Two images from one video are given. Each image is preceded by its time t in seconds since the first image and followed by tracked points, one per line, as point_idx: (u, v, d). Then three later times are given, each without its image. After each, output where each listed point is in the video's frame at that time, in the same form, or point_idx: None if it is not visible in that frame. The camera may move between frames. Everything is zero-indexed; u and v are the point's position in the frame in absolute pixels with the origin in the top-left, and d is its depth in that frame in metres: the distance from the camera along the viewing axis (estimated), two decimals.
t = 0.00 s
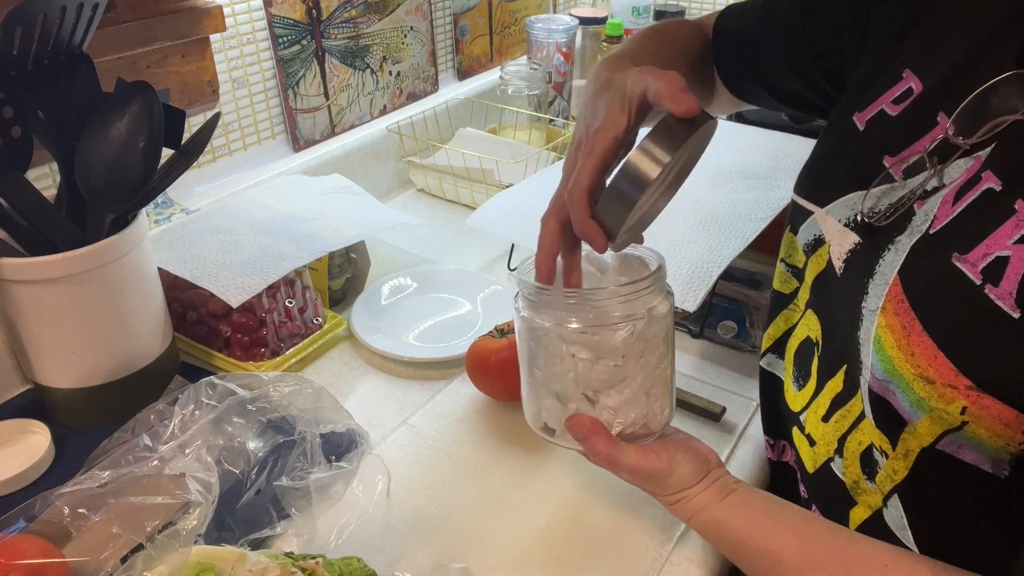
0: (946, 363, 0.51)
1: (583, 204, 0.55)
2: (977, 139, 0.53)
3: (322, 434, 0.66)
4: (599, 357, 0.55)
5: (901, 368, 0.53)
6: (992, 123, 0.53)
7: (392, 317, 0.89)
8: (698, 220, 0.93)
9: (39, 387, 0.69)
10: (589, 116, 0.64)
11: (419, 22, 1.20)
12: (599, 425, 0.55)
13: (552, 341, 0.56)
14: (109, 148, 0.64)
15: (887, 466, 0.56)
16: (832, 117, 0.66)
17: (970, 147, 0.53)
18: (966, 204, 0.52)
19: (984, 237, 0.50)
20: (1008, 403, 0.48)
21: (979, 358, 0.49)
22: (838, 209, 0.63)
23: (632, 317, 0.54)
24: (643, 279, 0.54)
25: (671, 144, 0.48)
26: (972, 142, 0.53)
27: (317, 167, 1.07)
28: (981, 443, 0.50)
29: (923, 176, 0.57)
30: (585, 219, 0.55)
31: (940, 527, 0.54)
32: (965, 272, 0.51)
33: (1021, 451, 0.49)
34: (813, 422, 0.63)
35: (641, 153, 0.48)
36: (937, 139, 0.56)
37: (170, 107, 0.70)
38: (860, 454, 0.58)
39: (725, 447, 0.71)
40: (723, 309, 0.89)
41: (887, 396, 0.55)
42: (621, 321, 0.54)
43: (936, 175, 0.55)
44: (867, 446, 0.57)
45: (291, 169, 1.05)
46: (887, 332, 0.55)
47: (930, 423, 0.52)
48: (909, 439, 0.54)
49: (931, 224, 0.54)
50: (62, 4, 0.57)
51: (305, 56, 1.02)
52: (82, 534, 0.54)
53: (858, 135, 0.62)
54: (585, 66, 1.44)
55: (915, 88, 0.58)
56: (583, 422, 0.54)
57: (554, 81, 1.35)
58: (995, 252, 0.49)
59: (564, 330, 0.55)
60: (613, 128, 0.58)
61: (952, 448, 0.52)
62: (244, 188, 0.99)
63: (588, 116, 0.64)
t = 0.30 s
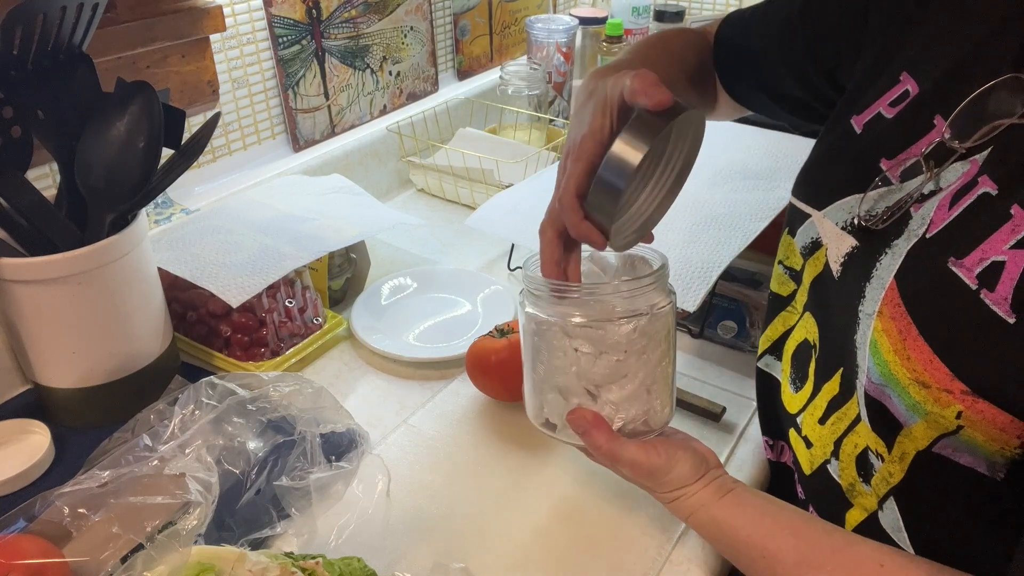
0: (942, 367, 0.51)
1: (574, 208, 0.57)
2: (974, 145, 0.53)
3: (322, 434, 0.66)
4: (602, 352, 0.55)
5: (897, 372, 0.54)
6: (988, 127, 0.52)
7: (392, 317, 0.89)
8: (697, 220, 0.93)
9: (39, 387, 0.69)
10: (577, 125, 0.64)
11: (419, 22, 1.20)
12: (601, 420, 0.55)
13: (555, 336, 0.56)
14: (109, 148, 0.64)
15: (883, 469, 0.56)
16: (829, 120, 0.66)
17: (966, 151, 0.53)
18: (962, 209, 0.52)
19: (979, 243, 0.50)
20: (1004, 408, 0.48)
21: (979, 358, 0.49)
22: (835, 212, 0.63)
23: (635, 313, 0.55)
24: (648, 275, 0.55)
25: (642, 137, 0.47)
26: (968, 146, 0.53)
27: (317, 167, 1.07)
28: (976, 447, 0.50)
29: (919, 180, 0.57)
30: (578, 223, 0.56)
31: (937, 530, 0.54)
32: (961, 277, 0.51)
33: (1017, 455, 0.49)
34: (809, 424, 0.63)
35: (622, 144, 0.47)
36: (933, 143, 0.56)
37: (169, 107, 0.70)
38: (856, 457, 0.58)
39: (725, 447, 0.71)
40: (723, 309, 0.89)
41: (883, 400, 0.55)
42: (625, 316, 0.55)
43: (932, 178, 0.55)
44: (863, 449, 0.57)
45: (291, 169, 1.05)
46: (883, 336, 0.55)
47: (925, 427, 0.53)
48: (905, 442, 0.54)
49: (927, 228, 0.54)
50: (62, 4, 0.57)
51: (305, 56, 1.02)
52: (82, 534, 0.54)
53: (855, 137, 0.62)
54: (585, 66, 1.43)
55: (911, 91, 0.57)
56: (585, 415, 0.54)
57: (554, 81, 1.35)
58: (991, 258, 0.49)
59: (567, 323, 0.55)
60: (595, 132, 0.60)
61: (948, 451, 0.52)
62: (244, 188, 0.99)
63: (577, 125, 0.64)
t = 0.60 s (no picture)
0: (939, 368, 0.51)
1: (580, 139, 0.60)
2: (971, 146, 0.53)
3: (322, 434, 0.66)
4: (594, 370, 0.55)
5: (894, 373, 0.54)
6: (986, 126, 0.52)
7: (392, 317, 0.89)
8: (698, 220, 0.93)
9: (39, 387, 0.69)
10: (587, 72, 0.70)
11: (419, 22, 1.20)
12: (596, 437, 0.55)
13: (546, 350, 0.57)
14: (108, 148, 0.64)
15: (881, 469, 0.56)
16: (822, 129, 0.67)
17: (964, 151, 0.53)
18: (960, 209, 0.52)
19: (977, 242, 0.50)
20: (1000, 408, 0.48)
21: (977, 357, 0.49)
22: (834, 213, 0.63)
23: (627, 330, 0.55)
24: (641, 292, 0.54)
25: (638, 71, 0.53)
26: (966, 146, 0.53)
27: (317, 167, 1.07)
28: (973, 448, 0.50)
29: (917, 180, 0.57)
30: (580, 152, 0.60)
31: (935, 529, 0.54)
32: (958, 277, 0.51)
33: (1013, 456, 0.49)
34: (807, 426, 0.63)
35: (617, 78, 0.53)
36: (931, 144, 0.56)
37: (169, 107, 0.70)
38: (854, 458, 0.58)
39: (725, 447, 0.71)
40: (723, 309, 0.89)
41: (880, 400, 0.55)
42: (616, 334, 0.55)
43: (929, 179, 0.55)
44: (861, 450, 0.57)
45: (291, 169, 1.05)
46: (881, 337, 0.55)
47: (922, 427, 0.53)
48: (903, 443, 0.54)
49: (925, 229, 0.54)
50: (62, 4, 0.57)
51: (305, 56, 1.02)
52: (82, 534, 0.54)
53: (854, 140, 0.62)
54: (585, 66, 1.43)
55: (909, 92, 0.58)
56: (579, 433, 0.55)
57: (554, 81, 1.35)
58: (988, 257, 0.49)
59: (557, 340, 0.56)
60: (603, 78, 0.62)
61: (946, 452, 0.52)
62: (244, 188, 0.99)
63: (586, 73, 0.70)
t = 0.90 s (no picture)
0: (935, 364, 0.51)
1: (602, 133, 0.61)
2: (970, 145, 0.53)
3: (322, 433, 0.66)
4: (600, 356, 0.56)
5: (891, 368, 0.54)
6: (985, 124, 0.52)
7: (392, 317, 0.89)
8: (698, 220, 0.93)
9: (39, 388, 0.69)
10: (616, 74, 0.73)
11: (419, 22, 1.20)
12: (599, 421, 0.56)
13: (553, 334, 0.57)
14: (108, 148, 0.64)
15: (879, 466, 0.56)
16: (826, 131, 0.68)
17: (963, 150, 0.53)
18: (956, 206, 0.52)
19: (973, 238, 0.50)
20: (995, 403, 0.48)
21: (977, 357, 0.49)
22: (835, 211, 0.63)
23: (636, 317, 0.56)
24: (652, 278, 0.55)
25: (660, 65, 0.55)
26: (964, 144, 0.53)
27: (317, 167, 1.07)
28: (970, 444, 0.50)
29: (916, 180, 0.57)
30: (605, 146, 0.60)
31: (934, 529, 0.53)
32: (953, 274, 0.51)
33: (1010, 453, 0.49)
34: (807, 423, 0.63)
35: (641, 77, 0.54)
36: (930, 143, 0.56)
37: (169, 107, 0.70)
38: (853, 455, 0.58)
39: (725, 447, 0.71)
40: (723, 309, 0.89)
41: (878, 396, 0.55)
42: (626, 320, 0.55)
43: (929, 178, 0.55)
44: (860, 447, 0.57)
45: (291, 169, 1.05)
46: (878, 333, 0.55)
47: (919, 423, 0.52)
48: (900, 439, 0.54)
49: (923, 226, 0.54)
50: (62, 4, 0.57)
51: (305, 56, 1.02)
52: (82, 534, 0.54)
53: (855, 139, 0.62)
54: (585, 67, 1.42)
55: (912, 92, 0.58)
56: (581, 418, 0.56)
57: (554, 81, 1.35)
58: (984, 254, 0.49)
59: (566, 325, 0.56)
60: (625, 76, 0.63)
61: (943, 448, 0.52)
62: (244, 188, 0.99)
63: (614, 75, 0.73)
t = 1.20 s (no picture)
0: (948, 372, 0.51)
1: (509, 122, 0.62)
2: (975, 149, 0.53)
3: (322, 433, 0.66)
4: (625, 381, 0.55)
5: (903, 375, 0.54)
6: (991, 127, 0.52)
7: (392, 317, 0.89)
8: (698, 220, 0.93)
9: (40, 388, 0.69)
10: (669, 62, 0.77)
11: (419, 22, 1.20)
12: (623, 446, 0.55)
13: (576, 358, 0.57)
14: (108, 148, 0.64)
15: (890, 472, 0.56)
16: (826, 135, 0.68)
17: (970, 153, 0.53)
18: (968, 212, 0.51)
19: (986, 247, 0.50)
20: (1010, 412, 0.48)
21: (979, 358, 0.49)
22: (839, 216, 0.63)
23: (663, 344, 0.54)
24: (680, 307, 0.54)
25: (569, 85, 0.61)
26: (972, 147, 0.53)
27: (317, 167, 1.07)
28: (983, 451, 0.51)
29: (922, 183, 0.56)
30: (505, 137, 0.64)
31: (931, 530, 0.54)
32: (968, 281, 0.50)
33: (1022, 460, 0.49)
34: (813, 428, 0.63)
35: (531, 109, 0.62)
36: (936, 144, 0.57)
37: (169, 107, 0.70)
38: (860, 461, 0.58)
39: (725, 448, 0.71)
40: (723, 309, 0.89)
41: (889, 404, 0.55)
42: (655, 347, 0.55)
43: (936, 181, 0.55)
44: (868, 453, 0.57)
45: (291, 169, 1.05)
46: (889, 340, 0.55)
47: (932, 431, 0.53)
48: (912, 446, 0.54)
49: (933, 232, 0.54)
50: (62, 4, 0.57)
51: (305, 56, 1.02)
52: (82, 534, 0.54)
53: (859, 142, 0.62)
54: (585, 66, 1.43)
55: (915, 94, 0.58)
56: (604, 442, 0.54)
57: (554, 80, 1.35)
58: (998, 262, 0.49)
59: (587, 351, 0.56)
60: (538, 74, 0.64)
61: (955, 455, 0.52)
62: (244, 188, 0.99)
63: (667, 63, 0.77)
